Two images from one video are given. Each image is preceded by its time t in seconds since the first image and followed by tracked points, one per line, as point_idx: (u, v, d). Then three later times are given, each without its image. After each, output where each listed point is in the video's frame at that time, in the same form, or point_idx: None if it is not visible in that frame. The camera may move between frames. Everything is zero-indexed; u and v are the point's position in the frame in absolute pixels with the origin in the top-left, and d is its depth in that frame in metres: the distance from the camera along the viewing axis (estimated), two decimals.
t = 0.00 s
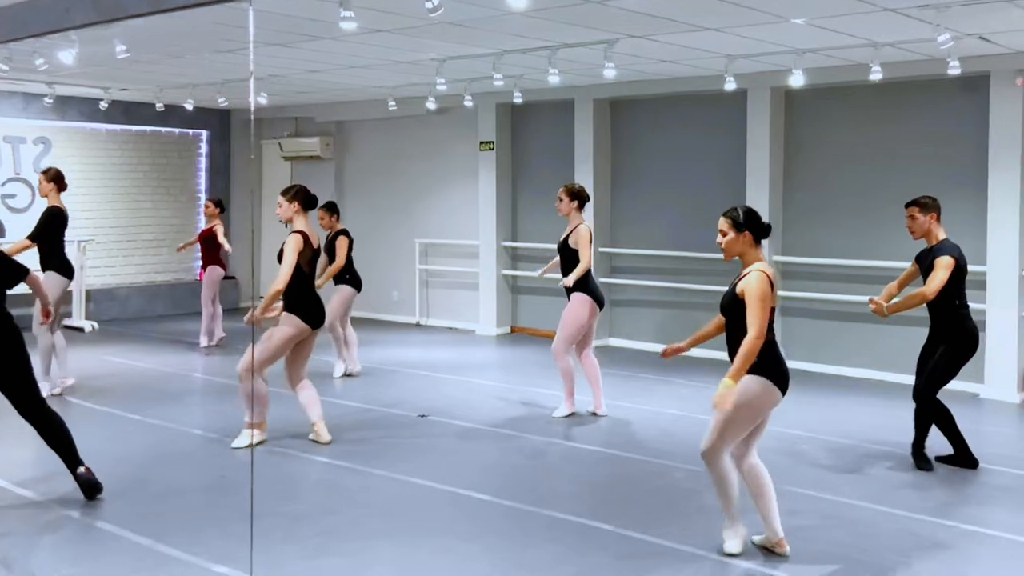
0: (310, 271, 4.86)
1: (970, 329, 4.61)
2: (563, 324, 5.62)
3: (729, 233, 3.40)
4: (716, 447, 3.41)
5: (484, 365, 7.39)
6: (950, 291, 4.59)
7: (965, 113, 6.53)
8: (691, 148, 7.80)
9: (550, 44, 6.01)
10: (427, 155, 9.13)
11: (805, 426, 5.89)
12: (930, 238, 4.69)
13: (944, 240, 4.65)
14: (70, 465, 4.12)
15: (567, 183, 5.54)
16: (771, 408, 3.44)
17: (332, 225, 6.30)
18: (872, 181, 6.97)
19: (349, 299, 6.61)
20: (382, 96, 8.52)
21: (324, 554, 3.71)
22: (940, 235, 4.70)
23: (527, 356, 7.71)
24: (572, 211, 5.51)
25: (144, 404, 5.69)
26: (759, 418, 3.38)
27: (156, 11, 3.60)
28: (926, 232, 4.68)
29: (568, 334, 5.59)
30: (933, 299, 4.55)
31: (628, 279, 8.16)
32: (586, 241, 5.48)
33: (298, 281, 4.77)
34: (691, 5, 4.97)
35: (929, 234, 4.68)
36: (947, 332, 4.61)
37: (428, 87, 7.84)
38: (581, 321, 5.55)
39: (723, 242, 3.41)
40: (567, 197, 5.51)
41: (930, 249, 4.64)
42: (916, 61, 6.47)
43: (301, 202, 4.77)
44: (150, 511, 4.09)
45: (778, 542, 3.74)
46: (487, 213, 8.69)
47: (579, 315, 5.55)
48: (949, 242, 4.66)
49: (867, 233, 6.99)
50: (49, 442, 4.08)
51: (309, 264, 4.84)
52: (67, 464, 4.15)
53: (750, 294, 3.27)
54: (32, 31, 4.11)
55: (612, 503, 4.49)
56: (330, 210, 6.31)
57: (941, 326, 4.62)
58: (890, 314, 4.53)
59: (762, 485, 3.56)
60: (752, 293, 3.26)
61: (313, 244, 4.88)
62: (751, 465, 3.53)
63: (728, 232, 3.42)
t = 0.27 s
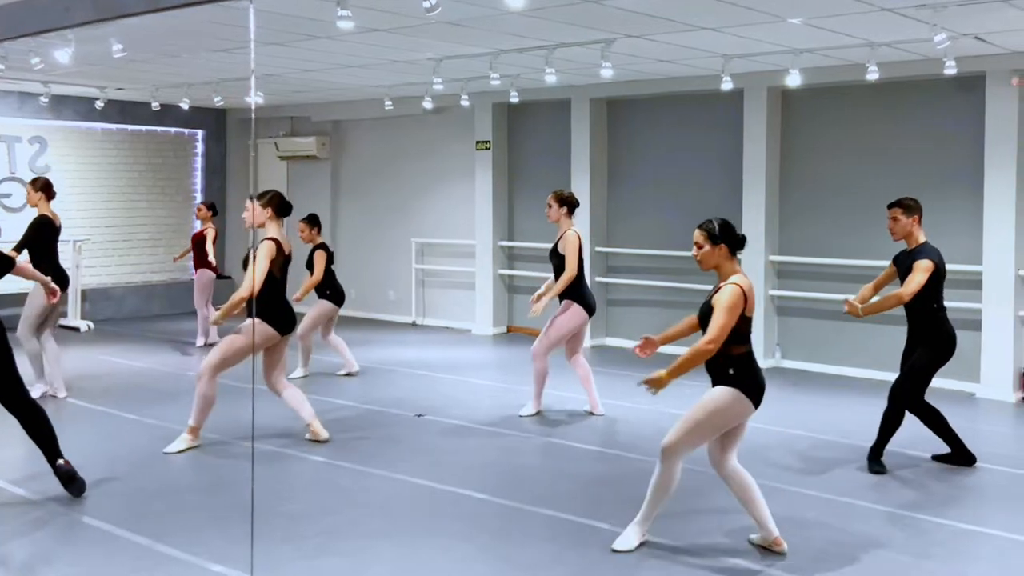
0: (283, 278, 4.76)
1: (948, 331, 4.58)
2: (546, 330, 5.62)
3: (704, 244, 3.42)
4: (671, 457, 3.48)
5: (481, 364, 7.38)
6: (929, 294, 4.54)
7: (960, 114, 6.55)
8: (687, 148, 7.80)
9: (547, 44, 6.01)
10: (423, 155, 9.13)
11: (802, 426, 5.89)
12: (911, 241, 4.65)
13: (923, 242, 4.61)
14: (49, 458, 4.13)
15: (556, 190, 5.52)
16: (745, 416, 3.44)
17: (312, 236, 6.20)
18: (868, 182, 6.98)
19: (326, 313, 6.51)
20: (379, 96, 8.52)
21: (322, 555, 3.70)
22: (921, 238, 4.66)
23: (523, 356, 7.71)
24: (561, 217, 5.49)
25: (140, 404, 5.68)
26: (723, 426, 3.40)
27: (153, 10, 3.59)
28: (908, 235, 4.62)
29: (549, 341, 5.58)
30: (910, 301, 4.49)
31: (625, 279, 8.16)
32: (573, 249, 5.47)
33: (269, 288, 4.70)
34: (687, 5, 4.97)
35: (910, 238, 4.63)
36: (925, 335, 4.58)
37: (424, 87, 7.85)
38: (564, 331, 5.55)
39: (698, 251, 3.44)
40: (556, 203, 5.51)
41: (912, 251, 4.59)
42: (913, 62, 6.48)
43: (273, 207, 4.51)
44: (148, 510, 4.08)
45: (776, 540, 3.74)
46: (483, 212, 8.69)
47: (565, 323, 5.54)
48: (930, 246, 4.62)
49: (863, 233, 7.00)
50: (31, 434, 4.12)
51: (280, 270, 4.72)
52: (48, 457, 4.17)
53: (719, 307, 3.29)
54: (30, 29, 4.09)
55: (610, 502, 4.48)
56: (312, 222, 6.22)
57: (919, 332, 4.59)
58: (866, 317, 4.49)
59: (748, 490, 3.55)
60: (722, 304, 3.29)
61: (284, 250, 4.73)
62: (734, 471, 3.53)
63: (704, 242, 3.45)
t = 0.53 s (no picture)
0: (233, 278, 4.77)
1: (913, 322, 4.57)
2: (528, 326, 5.64)
3: (661, 232, 3.43)
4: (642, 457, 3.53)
5: (477, 364, 7.38)
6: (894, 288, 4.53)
7: (956, 114, 6.56)
8: (684, 148, 7.81)
9: (544, 43, 6.01)
10: (420, 154, 9.12)
11: (799, 426, 5.90)
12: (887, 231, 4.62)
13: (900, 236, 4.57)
14: (31, 456, 4.13)
15: (533, 191, 5.53)
16: (705, 400, 3.44)
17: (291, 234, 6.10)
18: (864, 182, 6.99)
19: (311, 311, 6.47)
20: (377, 95, 8.50)
21: (318, 553, 3.70)
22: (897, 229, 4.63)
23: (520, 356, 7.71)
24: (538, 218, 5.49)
25: (136, 403, 5.68)
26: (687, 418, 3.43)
27: (150, 9, 3.58)
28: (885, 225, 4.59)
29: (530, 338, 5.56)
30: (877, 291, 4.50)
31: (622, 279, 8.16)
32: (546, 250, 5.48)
33: (214, 288, 4.69)
34: (685, 5, 4.96)
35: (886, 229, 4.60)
36: (893, 330, 4.57)
37: (421, 87, 7.85)
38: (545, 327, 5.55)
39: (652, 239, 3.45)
40: (533, 204, 5.50)
41: (887, 243, 4.57)
42: (910, 62, 6.49)
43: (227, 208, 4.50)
44: (145, 509, 4.07)
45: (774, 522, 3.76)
46: (480, 212, 8.69)
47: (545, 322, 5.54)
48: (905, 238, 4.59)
49: (859, 233, 7.00)
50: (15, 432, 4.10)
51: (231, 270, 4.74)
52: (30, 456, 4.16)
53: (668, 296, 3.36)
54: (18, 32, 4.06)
55: (606, 501, 4.49)
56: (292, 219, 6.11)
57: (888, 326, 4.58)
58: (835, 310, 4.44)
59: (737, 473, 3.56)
60: (674, 294, 3.34)
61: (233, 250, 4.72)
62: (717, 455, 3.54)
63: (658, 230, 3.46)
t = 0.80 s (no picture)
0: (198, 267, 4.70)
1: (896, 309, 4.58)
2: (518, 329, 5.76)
3: (632, 216, 3.50)
4: (643, 444, 3.55)
5: (475, 363, 7.40)
6: (867, 271, 4.56)
7: (954, 114, 6.57)
8: (682, 148, 7.81)
9: (543, 43, 6.01)
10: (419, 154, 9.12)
11: (795, 424, 5.91)
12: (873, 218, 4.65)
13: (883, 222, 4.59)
14: (26, 454, 4.12)
15: (517, 188, 5.53)
16: (680, 383, 3.48)
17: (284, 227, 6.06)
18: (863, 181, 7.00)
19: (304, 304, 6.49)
20: (375, 94, 8.49)
21: (318, 552, 3.70)
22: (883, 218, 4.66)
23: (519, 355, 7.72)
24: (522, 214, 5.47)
25: (135, 403, 5.68)
26: (673, 396, 3.48)
27: (151, 10, 3.58)
28: (871, 211, 4.62)
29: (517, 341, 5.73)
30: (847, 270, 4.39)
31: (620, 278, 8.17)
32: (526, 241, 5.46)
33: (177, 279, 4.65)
34: (684, 5, 4.97)
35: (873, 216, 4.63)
36: (876, 321, 4.59)
37: (420, 87, 7.84)
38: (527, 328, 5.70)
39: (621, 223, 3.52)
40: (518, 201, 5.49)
41: (872, 228, 4.59)
42: (909, 63, 6.49)
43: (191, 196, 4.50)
44: (142, 507, 4.08)
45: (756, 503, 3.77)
46: (479, 212, 8.68)
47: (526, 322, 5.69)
48: (890, 225, 4.60)
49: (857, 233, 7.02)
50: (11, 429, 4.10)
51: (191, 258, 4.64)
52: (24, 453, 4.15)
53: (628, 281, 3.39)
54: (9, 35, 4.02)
55: (605, 500, 4.50)
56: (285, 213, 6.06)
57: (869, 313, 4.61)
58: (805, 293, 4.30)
59: (721, 451, 3.64)
60: (639, 276, 3.38)
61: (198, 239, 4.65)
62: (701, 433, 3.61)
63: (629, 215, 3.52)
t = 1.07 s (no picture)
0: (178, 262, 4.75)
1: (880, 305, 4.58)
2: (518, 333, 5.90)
3: (626, 214, 3.49)
4: (640, 443, 3.56)
5: (475, 363, 7.39)
6: (851, 269, 4.58)
7: (953, 114, 6.58)
8: (682, 148, 7.81)
9: (543, 43, 6.01)
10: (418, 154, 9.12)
11: (795, 424, 5.92)
12: (860, 215, 4.64)
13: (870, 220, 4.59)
14: (28, 452, 4.11)
15: (511, 181, 5.55)
16: (669, 381, 3.50)
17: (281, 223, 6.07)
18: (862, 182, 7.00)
19: (303, 304, 6.43)
20: (375, 94, 8.49)
21: (318, 551, 3.70)
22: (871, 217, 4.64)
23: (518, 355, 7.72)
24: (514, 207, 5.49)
25: (136, 403, 5.67)
26: (665, 394, 3.50)
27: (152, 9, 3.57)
28: (859, 208, 4.62)
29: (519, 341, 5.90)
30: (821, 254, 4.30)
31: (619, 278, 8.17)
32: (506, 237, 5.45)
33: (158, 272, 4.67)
34: (683, 5, 4.97)
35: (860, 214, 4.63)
36: (864, 316, 4.60)
37: (420, 87, 7.84)
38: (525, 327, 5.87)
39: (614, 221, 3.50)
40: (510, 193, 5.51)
41: (857, 225, 4.59)
42: (908, 63, 6.50)
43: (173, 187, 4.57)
44: (143, 507, 4.07)
45: (737, 508, 3.75)
46: (478, 212, 8.68)
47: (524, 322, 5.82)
48: (877, 224, 4.58)
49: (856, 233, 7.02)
50: (13, 425, 4.09)
51: (172, 253, 4.70)
52: (26, 452, 4.14)
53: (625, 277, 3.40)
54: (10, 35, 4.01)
55: (606, 500, 4.50)
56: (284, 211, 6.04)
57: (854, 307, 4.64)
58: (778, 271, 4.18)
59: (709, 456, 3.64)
60: (634, 273, 3.39)
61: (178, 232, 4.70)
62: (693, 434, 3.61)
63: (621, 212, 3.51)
